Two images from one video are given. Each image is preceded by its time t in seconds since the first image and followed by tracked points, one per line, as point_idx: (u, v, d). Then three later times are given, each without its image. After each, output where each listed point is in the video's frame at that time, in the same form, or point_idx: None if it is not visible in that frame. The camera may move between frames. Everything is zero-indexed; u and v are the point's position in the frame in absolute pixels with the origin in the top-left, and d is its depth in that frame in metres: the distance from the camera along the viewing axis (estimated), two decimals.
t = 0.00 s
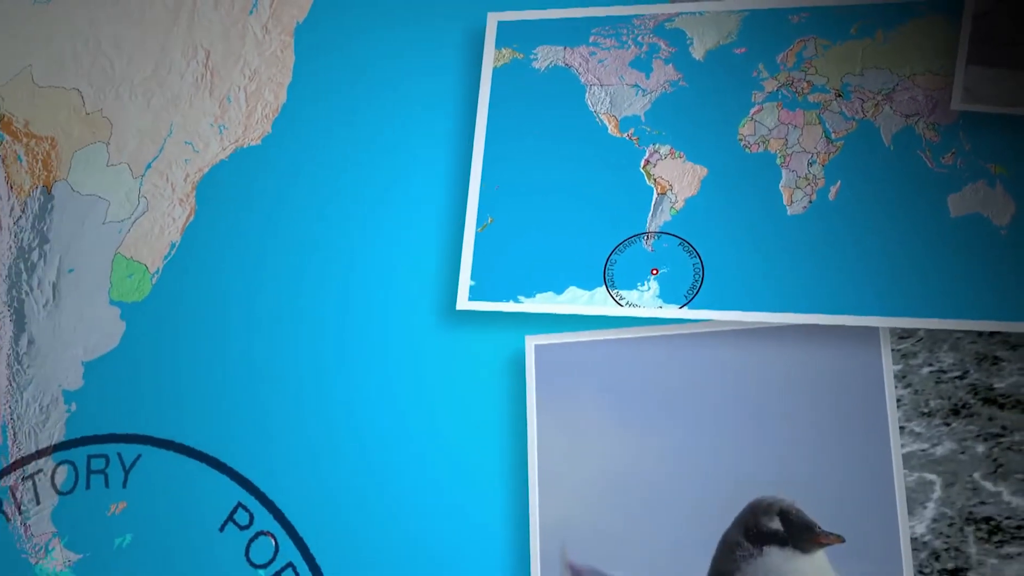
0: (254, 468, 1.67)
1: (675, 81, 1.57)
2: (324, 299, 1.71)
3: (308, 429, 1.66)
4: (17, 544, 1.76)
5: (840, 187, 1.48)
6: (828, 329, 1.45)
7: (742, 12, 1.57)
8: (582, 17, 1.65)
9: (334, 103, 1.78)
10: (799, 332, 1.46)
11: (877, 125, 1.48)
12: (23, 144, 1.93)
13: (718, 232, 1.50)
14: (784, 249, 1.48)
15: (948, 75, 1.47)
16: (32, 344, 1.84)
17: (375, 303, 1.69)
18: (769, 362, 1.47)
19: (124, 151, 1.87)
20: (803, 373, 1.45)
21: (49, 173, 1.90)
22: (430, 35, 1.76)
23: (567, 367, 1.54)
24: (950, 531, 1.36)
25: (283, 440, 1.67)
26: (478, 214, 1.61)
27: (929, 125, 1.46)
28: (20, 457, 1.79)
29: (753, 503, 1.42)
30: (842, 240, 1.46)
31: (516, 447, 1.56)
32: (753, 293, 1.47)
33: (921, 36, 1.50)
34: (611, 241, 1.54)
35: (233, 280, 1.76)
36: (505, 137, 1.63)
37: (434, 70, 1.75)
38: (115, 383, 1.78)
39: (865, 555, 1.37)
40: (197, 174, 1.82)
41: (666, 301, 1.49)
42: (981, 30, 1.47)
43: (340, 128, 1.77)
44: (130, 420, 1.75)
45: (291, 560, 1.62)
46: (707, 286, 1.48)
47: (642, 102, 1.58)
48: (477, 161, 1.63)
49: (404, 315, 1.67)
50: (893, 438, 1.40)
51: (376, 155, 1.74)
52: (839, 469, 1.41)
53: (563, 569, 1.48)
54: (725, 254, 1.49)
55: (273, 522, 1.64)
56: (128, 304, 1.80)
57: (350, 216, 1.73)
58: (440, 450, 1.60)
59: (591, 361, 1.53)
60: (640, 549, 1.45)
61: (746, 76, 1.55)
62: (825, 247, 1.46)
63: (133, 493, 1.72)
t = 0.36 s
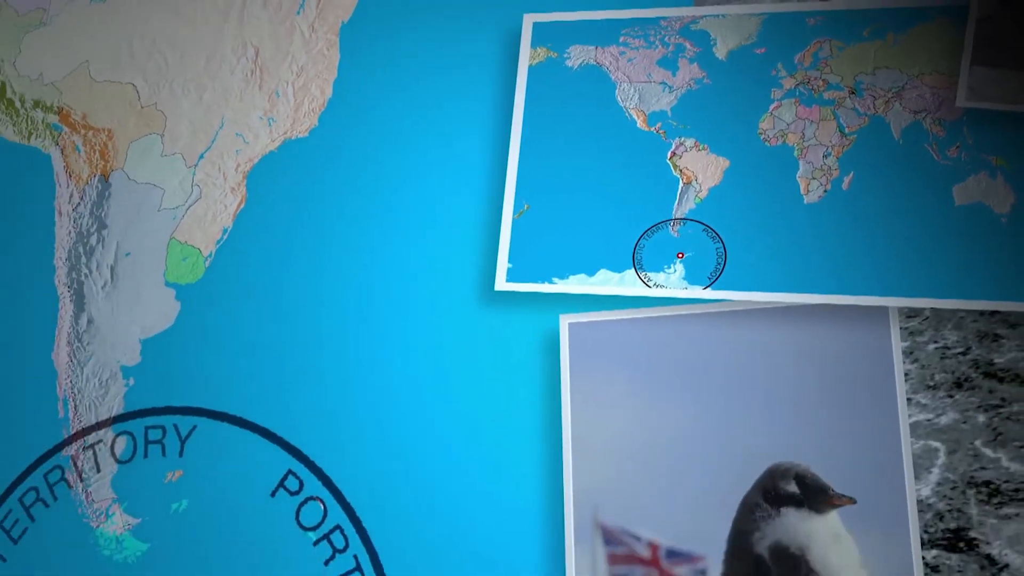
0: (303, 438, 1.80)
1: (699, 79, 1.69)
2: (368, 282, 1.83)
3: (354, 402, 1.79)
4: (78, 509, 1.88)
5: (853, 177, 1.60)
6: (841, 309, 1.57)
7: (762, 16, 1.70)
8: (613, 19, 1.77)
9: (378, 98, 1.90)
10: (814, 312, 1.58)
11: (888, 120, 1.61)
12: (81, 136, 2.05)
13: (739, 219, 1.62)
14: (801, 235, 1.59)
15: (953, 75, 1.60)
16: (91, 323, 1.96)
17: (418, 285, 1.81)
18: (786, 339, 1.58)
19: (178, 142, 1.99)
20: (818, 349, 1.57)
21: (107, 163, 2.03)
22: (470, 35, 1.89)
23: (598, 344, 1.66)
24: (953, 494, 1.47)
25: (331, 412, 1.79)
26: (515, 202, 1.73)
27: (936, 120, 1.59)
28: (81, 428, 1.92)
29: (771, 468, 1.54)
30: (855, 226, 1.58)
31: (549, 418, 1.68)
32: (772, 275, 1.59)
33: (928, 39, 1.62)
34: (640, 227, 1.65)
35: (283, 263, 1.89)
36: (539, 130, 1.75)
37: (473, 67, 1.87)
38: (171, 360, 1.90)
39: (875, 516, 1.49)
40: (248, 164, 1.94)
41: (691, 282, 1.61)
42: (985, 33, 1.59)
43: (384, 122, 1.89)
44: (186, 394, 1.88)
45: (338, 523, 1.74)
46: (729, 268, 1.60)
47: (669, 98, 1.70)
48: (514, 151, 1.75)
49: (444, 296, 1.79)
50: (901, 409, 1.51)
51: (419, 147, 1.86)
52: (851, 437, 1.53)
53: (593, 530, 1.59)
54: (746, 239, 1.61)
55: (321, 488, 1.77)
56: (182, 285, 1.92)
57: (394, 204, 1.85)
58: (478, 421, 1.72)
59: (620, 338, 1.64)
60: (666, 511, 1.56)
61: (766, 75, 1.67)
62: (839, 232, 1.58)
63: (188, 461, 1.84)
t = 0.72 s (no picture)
0: (348, 411, 1.92)
1: (721, 77, 1.81)
2: (410, 267, 1.96)
3: (396, 379, 1.91)
4: (133, 478, 2.00)
5: (865, 169, 1.72)
6: (853, 291, 1.69)
7: (780, 18, 1.82)
8: (639, 20, 1.89)
9: (418, 94, 2.03)
10: (828, 294, 1.70)
11: (897, 116, 1.73)
12: (134, 128, 2.18)
13: (758, 208, 1.74)
14: (816, 222, 1.71)
15: (958, 74, 1.72)
16: (144, 304, 2.08)
17: (456, 270, 1.93)
18: (802, 319, 1.70)
19: (226, 134, 2.11)
20: (831, 329, 1.69)
21: (158, 153, 2.15)
22: (504, 35, 2.01)
23: (626, 324, 1.78)
24: (956, 462, 1.59)
25: (376, 388, 1.92)
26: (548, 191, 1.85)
27: (942, 116, 1.71)
28: (136, 403, 2.04)
29: (788, 438, 1.66)
30: (866, 214, 1.70)
31: (580, 392, 1.80)
32: (789, 260, 1.71)
33: (936, 40, 1.74)
34: (665, 214, 1.78)
35: (328, 249, 2.01)
36: (571, 124, 1.87)
37: (507, 65, 1.99)
38: (222, 339, 2.02)
39: (884, 482, 1.61)
40: (294, 155, 2.06)
41: (714, 266, 1.73)
42: (988, 36, 1.71)
43: (423, 116, 2.02)
44: (235, 370, 2.00)
45: (381, 491, 1.87)
46: (749, 253, 1.72)
47: (693, 95, 1.82)
48: (547, 144, 1.87)
49: (481, 280, 1.91)
50: (908, 384, 1.63)
51: (456, 141, 1.99)
52: (862, 410, 1.65)
53: (622, 496, 1.71)
54: (765, 226, 1.73)
55: (365, 458, 1.89)
56: (231, 269, 2.05)
57: (433, 194, 1.98)
58: (513, 397, 1.84)
59: (647, 319, 1.77)
60: (689, 478, 1.68)
61: (783, 73, 1.79)
62: (852, 220, 1.70)
63: (238, 434, 1.96)
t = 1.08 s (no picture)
0: (387, 389, 2.05)
1: (740, 76, 1.93)
2: (445, 253, 2.08)
3: (432, 359, 2.03)
4: (182, 451, 2.12)
5: (876, 162, 1.84)
6: (864, 276, 1.81)
7: (796, 21, 1.93)
8: (664, 21, 2.00)
9: (451, 91, 2.14)
10: (840, 279, 1.82)
11: (906, 113, 1.85)
12: (180, 121, 2.29)
13: (775, 199, 1.86)
14: (830, 212, 1.83)
15: (963, 74, 1.83)
16: (191, 288, 2.20)
17: (489, 256, 2.05)
18: (816, 302, 1.82)
19: (270, 127, 2.23)
20: (843, 311, 1.81)
21: (204, 145, 2.26)
22: (533, 34, 2.12)
23: (650, 306, 1.90)
24: (959, 436, 1.71)
25: (413, 367, 2.04)
26: (576, 181, 1.97)
27: (948, 113, 1.83)
28: (184, 380, 2.16)
29: (802, 412, 1.78)
30: (876, 205, 1.82)
31: (606, 370, 1.93)
32: (804, 247, 1.83)
33: (942, 42, 1.86)
34: (687, 204, 1.90)
35: (366, 236, 2.13)
36: (599, 119, 1.99)
37: (537, 63, 2.11)
38: (265, 320, 2.14)
39: (891, 454, 1.73)
40: (334, 148, 2.18)
41: (733, 253, 1.85)
42: (991, 37, 1.82)
43: (457, 111, 2.13)
44: (279, 350, 2.12)
45: (418, 463, 2.00)
46: (766, 241, 1.84)
47: (713, 92, 1.94)
48: (575, 137, 1.99)
49: (512, 266, 2.03)
50: (915, 363, 1.75)
51: (489, 134, 2.11)
52: (871, 386, 1.76)
53: (646, 466, 1.84)
54: (781, 215, 1.85)
55: (402, 433, 2.02)
56: (275, 255, 2.17)
57: (466, 185, 2.09)
58: (544, 375, 1.97)
59: (669, 302, 1.89)
60: (709, 450, 1.80)
61: (799, 72, 1.91)
62: (863, 210, 1.82)
63: (282, 410, 2.08)
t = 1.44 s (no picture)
0: (420, 369, 2.16)
1: (757, 75, 2.05)
2: (475, 241, 2.19)
3: (463, 340, 2.15)
4: (224, 427, 2.24)
5: (885, 156, 1.95)
6: (873, 262, 1.92)
7: (810, 22, 2.04)
8: (684, 22, 2.12)
9: (481, 87, 2.26)
10: (851, 265, 1.93)
11: (914, 110, 1.96)
12: (222, 115, 2.40)
13: (790, 190, 1.98)
14: (842, 202, 1.95)
15: (968, 73, 1.95)
16: (233, 273, 2.32)
17: (518, 243, 2.17)
18: (829, 286, 1.93)
19: (308, 121, 2.34)
20: (854, 296, 1.92)
21: (245, 138, 2.38)
22: (560, 34, 2.24)
23: (671, 291, 2.01)
24: (962, 412, 1.83)
25: (445, 348, 2.16)
26: (601, 174, 2.08)
27: (953, 111, 1.94)
28: (226, 360, 2.27)
29: (815, 390, 1.90)
30: (885, 196, 1.93)
31: (630, 351, 2.04)
32: (817, 235, 1.94)
33: (948, 43, 1.97)
34: (707, 195, 2.01)
35: (401, 225, 2.25)
36: (623, 115, 2.10)
37: (564, 61, 2.22)
38: (305, 304, 2.26)
39: (899, 429, 1.85)
40: (370, 141, 2.30)
41: (750, 241, 1.97)
42: (994, 39, 1.93)
43: (487, 106, 2.25)
44: (318, 332, 2.24)
45: (450, 438, 2.11)
46: (782, 229, 1.96)
47: (732, 90, 2.05)
48: (601, 132, 2.11)
49: (540, 252, 2.15)
50: (921, 344, 1.87)
51: (518, 128, 2.22)
52: (880, 366, 1.88)
53: (667, 441, 1.96)
54: (796, 206, 1.97)
55: (436, 411, 2.13)
56: (313, 242, 2.28)
57: (496, 176, 2.21)
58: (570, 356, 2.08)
59: (690, 286, 2.00)
60: (727, 426, 1.92)
61: (813, 71, 2.02)
62: (873, 201, 1.94)
63: (321, 388, 2.20)
